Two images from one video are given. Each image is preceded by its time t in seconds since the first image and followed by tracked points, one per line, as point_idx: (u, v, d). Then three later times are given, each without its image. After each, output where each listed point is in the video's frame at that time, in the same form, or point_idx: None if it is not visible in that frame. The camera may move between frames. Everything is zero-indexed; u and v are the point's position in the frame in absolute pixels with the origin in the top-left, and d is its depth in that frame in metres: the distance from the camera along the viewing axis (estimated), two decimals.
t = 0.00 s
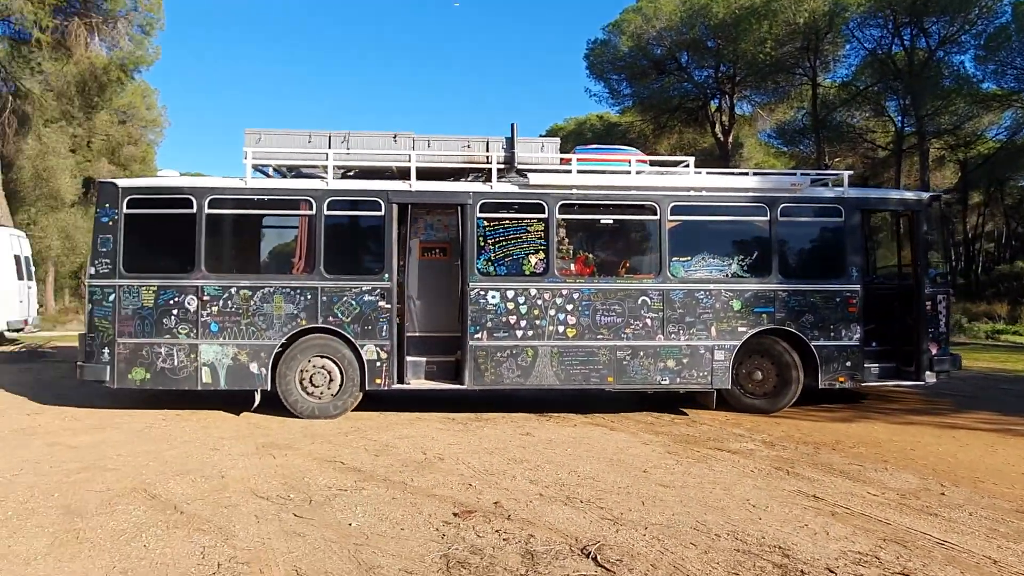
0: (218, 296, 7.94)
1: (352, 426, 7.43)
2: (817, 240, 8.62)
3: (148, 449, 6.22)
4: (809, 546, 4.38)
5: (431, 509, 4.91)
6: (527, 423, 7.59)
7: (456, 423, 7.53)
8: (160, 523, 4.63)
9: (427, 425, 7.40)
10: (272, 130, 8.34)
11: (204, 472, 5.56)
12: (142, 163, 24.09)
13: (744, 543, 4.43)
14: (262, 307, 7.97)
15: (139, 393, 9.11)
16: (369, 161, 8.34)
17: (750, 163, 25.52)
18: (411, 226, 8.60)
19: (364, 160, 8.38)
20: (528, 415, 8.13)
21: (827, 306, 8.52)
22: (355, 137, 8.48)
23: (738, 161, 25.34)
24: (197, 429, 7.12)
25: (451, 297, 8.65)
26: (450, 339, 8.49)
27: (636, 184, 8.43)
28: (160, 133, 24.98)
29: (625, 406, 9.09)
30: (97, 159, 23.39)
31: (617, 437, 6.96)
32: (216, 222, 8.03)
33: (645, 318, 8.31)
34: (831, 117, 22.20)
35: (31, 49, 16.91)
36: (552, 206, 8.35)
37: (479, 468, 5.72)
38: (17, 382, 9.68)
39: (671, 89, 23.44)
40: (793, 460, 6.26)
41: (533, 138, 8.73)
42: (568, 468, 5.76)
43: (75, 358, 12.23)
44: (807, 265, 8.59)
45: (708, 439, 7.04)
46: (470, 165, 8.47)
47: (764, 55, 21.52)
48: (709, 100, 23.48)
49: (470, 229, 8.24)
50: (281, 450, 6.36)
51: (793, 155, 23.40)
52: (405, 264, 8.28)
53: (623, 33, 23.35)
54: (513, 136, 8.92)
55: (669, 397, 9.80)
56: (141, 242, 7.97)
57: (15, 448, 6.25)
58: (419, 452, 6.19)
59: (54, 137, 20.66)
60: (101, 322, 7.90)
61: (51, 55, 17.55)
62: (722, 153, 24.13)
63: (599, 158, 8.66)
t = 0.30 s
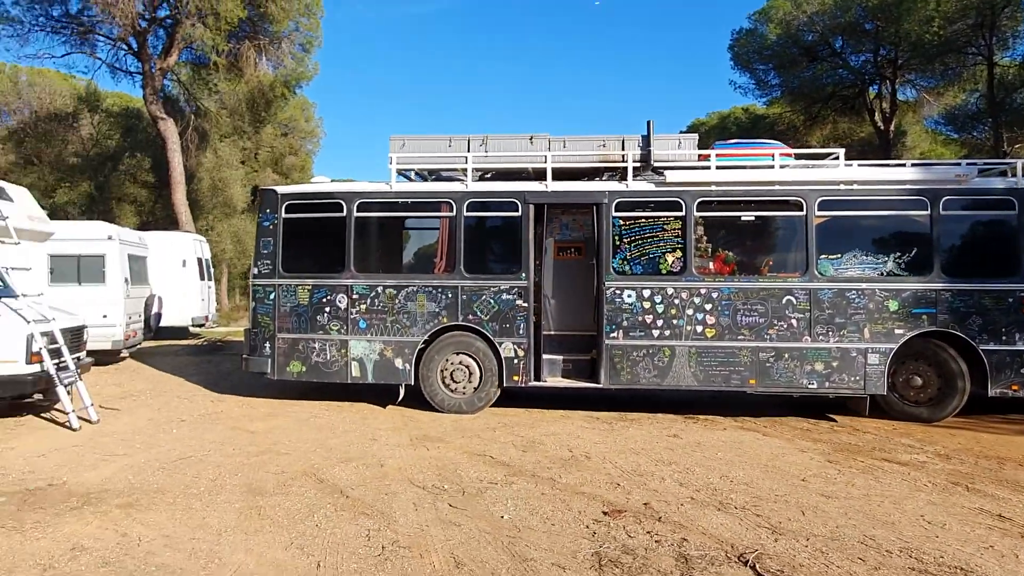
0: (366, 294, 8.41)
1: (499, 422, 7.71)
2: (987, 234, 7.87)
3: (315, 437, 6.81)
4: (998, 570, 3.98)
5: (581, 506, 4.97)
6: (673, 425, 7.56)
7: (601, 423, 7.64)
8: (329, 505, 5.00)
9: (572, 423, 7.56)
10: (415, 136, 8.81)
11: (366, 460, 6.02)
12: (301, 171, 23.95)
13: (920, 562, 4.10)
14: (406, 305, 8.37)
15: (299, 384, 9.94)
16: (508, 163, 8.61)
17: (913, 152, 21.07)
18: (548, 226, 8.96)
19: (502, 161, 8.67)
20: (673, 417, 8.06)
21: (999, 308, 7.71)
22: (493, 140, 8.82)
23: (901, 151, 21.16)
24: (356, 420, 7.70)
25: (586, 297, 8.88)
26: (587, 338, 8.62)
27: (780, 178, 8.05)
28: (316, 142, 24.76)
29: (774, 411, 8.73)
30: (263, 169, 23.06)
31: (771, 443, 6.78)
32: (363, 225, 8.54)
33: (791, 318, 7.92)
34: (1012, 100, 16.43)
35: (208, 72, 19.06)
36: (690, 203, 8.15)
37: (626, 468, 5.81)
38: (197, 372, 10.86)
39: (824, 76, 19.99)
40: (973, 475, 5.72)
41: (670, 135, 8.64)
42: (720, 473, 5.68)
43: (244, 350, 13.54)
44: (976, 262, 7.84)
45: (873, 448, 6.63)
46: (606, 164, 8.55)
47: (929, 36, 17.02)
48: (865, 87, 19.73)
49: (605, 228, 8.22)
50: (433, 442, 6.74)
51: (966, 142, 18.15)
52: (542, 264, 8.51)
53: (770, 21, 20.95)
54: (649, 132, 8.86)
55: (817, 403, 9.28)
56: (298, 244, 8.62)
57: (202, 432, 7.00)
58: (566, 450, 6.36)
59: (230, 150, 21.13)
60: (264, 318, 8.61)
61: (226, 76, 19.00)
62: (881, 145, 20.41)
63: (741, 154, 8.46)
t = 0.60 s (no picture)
0: (453, 291, 8.58)
1: (591, 419, 7.77)
2: None
3: (412, 430, 7.10)
4: None
5: (678, 507, 4.97)
6: (773, 427, 7.43)
7: (697, 422, 7.60)
8: (428, 497, 5.17)
9: (667, 422, 7.55)
10: (501, 135, 8.96)
11: (462, 454, 6.25)
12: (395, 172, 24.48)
13: None
14: (492, 302, 8.49)
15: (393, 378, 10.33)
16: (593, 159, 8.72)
17: None
18: (634, 222, 9.05)
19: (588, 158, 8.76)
20: (772, 418, 7.88)
21: None
22: (577, 136, 8.84)
23: None
24: (451, 415, 7.92)
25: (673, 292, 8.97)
26: (674, 335, 8.70)
27: (880, 170, 7.66)
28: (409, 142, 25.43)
29: (879, 413, 8.41)
30: (358, 170, 23.70)
31: (879, 447, 6.58)
32: (450, 223, 8.71)
33: (892, 317, 7.55)
34: None
35: (307, 78, 19.73)
36: (783, 197, 7.89)
37: (725, 469, 5.78)
38: (296, 366, 11.43)
39: (935, 60, 18.60)
40: None
41: (762, 127, 8.43)
42: (826, 477, 5.57)
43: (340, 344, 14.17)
44: None
45: (993, 457, 6.30)
46: (693, 158, 8.42)
47: None
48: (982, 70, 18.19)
49: (693, 224, 8.07)
50: (527, 438, 6.91)
51: None
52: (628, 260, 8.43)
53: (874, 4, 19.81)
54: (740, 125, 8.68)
55: (921, 405, 8.80)
56: (387, 243, 8.88)
57: (305, 423, 7.36)
58: (661, 449, 6.41)
59: (327, 152, 22.02)
60: (355, 314, 8.91)
61: (323, 81, 19.43)
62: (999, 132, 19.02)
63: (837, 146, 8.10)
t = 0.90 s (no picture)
0: (481, 287, 8.62)
1: (623, 416, 7.75)
2: None
3: (445, 425, 7.16)
4: None
5: (713, 505, 4.94)
6: (808, 425, 7.33)
7: (730, 420, 7.53)
8: (461, 491, 5.21)
9: (699, 420, 7.50)
10: (528, 132, 9.04)
11: (494, 449, 6.28)
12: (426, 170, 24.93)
13: None
14: (520, 298, 8.51)
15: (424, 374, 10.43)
16: (620, 156, 8.63)
17: None
18: (662, 218, 8.97)
19: (614, 155, 8.65)
20: (809, 417, 7.77)
21: None
22: (604, 133, 8.88)
23: None
24: (483, 411, 7.96)
25: (701, 289, 8.93)
26: (702, 332, 8.69)
27: (914, 165, 7.52)
28: (440, 141, 25.87)
29: (921, 411, 8.25)
30: (391, 170, 24.08)
31: (919, 447, 6.45)
32: (478, 219, 8.75)
33: (926, 314, 7.39)
34: None
35: (339, 78, 19.86)
36: (814, 192, 7.77)
37: (760, 467, 5.72)
38: (329, 361, 11.60)
39: (979, 51, 18.02)
40: None
41: (792, 123, 8.33)
42: (864, 477, 5.48)
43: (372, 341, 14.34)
44: None
45: None
46: (722, 154, 8.33)
47: None
48: None
49: (722, 220, 8.00)
50: (560, 434, 6.92)
51: None
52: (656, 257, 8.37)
53: None
54: (770, 121, 8.59)
55: (963, 403, 8.60)
56: (415, 239, 8.96)
57: (339, 417, 7.46)
58: (694, 447, 6.37)
59: (361, 150, 22.33)
60: (383, 310, 9.00)
61: (356, 80, 19.54)
62: None
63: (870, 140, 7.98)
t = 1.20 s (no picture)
0: (489, 283, 8.62)
1: (634, 412, 7.73)
2: None
3: (457, 421, 7.18)
4: None
5: (725, 502, 4.92)
6: (822, 421, 7.28)
7: (743, 416, 7.50)
8: (473, 486, 5.23)
9: (712, 416, 7.47)
10: (536, 127, 8.99)
11: (506, 445, 6.29)
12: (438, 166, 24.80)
13: None
14: (528, 294, 8.51)
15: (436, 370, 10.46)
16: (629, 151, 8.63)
17: None
18: (670, 214, 8.95)
19: (623, 150, 8.68)
20: (823, 413, 7.71)
21: None
22: (613, 128, 8.83)
23: None
24: (495, 406, 7.96)
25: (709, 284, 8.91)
26: (710, 328, 8.71)
27: (925, 159, 7.45)
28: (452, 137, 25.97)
29: (936, 407, 8.17)
30: (403, 165, 24.08)
31: (934, 443, 6.39)
32: (486, 215, 8.75)
33: (937, 310, 7.31)
34: None
35: (352, 74, 19.97)
36: (824, 187, 7.72)
37: (773, 464, 5.68)
38: (341, 357, 11.66)
39: (997, 43, 17.78)
40: None
41: (802, 117, 8.26)
42: (878, 473, 5.44)
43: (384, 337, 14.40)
44: None
45: None
46: (731, 149, 8.27)
47: None
48: None
49: (731, 215, 7.95)
50: (571, 430, 6.92)
51: None
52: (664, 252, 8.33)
53: None
54: (779, 116, 8.53)
55: (980, 399, 8.50)
56: (424, 236, 8.97)
57: (351, 413, 7.49)
58: (706, 443, 6.35)
59: (373, 147, 22.31)
60: (392, 305, 9.03)
61: (368, 76, 19.62)
62: None
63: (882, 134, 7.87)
